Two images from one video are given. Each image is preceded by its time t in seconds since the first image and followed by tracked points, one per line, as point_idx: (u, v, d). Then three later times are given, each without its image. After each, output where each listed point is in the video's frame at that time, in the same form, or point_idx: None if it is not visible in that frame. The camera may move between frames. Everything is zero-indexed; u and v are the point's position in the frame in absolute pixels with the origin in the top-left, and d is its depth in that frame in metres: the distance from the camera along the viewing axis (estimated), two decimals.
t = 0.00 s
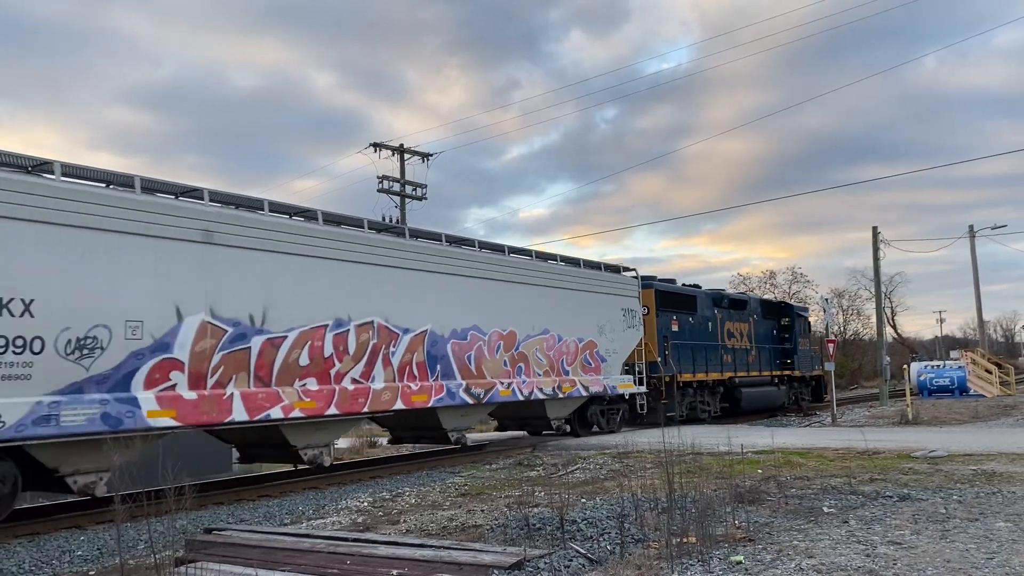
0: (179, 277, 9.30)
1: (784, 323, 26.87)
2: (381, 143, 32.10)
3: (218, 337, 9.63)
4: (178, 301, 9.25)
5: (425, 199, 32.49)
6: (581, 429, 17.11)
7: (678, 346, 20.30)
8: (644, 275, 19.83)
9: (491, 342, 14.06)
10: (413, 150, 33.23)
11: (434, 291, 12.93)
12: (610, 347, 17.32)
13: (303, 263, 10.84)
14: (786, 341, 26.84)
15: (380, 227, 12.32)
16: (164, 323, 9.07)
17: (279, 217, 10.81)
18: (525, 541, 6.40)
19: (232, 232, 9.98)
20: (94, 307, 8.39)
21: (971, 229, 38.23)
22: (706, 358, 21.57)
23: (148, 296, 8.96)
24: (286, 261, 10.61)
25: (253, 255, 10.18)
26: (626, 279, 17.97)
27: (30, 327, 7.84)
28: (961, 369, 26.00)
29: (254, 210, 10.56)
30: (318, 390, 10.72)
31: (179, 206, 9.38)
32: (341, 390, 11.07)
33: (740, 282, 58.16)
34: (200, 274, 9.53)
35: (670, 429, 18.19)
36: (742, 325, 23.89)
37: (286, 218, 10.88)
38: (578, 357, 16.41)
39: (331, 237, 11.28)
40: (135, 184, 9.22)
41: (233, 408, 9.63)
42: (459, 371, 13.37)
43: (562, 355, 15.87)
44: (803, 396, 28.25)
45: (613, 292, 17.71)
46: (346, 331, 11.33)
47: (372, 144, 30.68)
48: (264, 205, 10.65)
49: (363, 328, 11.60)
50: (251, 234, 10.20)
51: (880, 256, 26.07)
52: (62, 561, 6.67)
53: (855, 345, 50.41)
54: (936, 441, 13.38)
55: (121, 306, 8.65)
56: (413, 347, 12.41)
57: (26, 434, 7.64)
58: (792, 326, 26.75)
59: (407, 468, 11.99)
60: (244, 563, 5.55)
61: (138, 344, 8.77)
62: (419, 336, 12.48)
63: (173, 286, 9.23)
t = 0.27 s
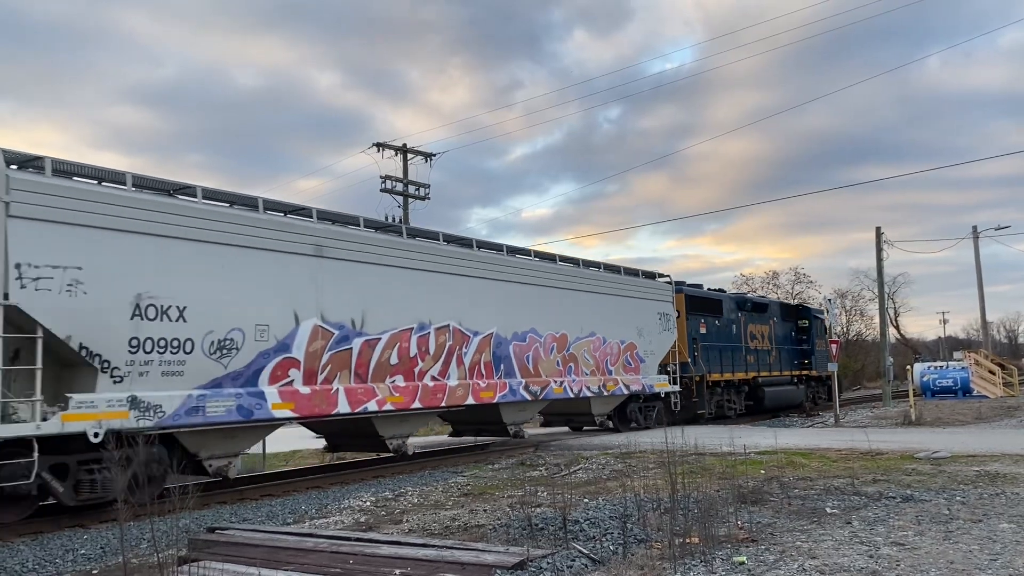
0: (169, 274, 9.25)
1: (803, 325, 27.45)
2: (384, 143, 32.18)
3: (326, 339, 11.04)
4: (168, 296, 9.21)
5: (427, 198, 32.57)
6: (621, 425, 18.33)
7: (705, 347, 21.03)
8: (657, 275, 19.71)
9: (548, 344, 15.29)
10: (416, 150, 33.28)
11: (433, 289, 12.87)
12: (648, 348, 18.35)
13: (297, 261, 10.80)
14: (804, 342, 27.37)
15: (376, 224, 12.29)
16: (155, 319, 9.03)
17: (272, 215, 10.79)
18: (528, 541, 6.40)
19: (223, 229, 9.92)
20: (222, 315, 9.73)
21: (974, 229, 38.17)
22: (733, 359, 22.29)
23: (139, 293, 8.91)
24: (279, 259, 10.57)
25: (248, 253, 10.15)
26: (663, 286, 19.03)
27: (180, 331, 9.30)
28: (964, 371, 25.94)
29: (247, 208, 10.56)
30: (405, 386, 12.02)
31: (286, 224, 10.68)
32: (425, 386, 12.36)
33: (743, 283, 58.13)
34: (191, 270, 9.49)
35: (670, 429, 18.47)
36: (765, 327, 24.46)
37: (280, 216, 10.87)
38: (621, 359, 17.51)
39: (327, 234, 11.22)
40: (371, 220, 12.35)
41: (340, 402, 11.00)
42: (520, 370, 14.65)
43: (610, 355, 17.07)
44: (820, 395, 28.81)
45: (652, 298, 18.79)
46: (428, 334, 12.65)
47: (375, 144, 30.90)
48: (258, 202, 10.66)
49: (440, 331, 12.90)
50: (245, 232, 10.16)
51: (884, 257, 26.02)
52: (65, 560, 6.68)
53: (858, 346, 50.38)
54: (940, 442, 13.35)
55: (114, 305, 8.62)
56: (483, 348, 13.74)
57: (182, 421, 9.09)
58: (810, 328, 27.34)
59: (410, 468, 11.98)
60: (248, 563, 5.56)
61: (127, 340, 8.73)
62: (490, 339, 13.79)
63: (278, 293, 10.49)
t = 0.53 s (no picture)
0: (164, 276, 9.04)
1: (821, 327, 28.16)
2: (388, 143, 32.28)
3: (413, 341, 12.33)
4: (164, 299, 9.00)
5: (431, 199, 32.71)
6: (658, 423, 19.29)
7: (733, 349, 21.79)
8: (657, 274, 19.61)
9: (594, 345, 16.52)
10: (420, 150, 33.35)
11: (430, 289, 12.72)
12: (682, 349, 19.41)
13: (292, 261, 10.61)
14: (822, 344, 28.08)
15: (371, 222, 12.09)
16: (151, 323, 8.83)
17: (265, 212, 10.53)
18: (531, 541, 6.41)
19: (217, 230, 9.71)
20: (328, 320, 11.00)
21: (979, 230, 38.10)
22: (757, 360, 23.02)
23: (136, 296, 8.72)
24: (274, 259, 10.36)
25: (290, 258, 10.57)
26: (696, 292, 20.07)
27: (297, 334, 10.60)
28: (969, 372, 25.88)
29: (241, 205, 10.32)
30: (475, 383, 13.32)
31: (380, 238, 11.95)
32: (492, 383, 13.68)
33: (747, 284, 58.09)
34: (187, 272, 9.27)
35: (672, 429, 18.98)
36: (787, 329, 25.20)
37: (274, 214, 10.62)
38: (658, 359, 18.76)
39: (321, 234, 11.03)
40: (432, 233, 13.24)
41: (423, 397, 12.30)
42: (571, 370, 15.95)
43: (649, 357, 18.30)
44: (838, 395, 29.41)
45: (687, 303, 19.83)
46: (494, 336, 13.92)
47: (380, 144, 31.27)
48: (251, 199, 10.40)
49: (504, 333, 14.17)
50: (235, 232, 9.92)
51: (888, 258, 25.97)
52: (68, 558, 6.70)
53: (862, 347, 50.33)
54: (944, 444, 13.32)
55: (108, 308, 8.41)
56: (540, 348, 15.06)
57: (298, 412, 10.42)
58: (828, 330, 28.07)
59: (412, 468, 11.97)
60: (250, 562, 5.56)
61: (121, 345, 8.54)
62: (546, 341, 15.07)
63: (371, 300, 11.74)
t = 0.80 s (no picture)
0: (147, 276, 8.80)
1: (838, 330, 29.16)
2: (391, 143, 32.30)
3: (483, 342, 13.57)
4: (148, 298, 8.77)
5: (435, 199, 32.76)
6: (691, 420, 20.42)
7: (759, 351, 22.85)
8: (657, 275, 19.58)
9: (637, 346, 17.74)
10: (424, 150, 33.40)
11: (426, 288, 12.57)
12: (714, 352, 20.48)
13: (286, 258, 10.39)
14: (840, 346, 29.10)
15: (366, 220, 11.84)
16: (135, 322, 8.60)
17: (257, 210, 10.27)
18: (534, 542, 6.41)
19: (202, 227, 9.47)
20: (413, 323, 12.22)
21: (984, 231, 37.97)
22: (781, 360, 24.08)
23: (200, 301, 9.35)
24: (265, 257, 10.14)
25: (386, 269, 11.86)
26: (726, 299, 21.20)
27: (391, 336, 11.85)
28: (973, 373, 25.81)
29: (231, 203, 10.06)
30: (534, 381, 14.58)
31: (453, 249, 13.16)
32: (549, 382, 14.95)
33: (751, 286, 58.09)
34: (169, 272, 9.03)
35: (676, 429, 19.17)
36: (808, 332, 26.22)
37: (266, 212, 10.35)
38: (693, 361, 19.88)
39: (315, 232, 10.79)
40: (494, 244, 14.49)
41: (492, 392, 13.56)
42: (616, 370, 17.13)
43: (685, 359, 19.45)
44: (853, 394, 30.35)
45: (716, 307, 21.09)
46: (549, 338, 15.15)
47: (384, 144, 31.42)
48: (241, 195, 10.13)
49: (558, 336, 15.41)
50: (342, 246, 11.18)
51: (892, 259, 25.92)
52: (73, 558, 6.71)
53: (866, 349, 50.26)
54: (948, 445, 13.29)
55: (87, 310, 8.18)
56: (589, 350, 16.27)
57: (393, 406, 11.67)
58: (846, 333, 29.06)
59: (416, 469, 11.99)
60: (254, 562, 5.58)
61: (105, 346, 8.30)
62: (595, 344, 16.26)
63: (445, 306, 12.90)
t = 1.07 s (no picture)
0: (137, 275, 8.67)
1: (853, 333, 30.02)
2: (395, 144, 32.34)
3: (541, 345, 14.86)
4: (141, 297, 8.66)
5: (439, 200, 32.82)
6: (719, 418, 21.67)
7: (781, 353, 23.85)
8: (660, 275, 19.53)
9: (673, 348, 18.85)
10: (427, 151, 33.49)
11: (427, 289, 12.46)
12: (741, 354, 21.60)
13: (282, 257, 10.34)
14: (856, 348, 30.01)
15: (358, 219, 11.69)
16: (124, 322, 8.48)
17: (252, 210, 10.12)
18: (538, 543, 6.42)
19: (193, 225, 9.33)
20: (484, 328, 13.45)
21: (989, 233, 37.84)
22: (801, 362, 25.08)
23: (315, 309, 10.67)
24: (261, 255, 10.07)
25: (462, 277, 13.13)
26: (752, 305, 22.30)
27: (465, 339, 13.04)
28: (977, 375, 25.73)
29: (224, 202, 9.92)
30: (585, 381, 15.82)
31: (512, 260, 14.35)
32: (599, 381, 16.19)
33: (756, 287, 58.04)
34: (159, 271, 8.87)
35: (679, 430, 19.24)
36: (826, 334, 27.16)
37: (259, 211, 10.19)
38: (723, 362, 20.98)
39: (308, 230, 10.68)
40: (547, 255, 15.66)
41: (549, 391, 14.80)
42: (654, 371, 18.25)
43: (716, 360, 20.55)
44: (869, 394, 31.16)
45: (744, 311, 22.22)
46: (598, 341, 16.38)
47: (388, 145, 31.53)
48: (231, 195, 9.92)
49: (605, 339, 16.59)
50: (427, 258, 12.47)
51: (896, 260, 25.85)
52: (78, 557, 6.73)
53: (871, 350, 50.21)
54: (952, 447, 13.25)
55: (226, 316, 9.48)
56: (632, 351, 17.42)
57: (468, 402, 12.91)
58: (861, 336, 29.94)
59: (420, 468, 12.02)
60: (258, 561, 5.59)
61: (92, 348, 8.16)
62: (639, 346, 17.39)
63: (508, 313, 14.10)
